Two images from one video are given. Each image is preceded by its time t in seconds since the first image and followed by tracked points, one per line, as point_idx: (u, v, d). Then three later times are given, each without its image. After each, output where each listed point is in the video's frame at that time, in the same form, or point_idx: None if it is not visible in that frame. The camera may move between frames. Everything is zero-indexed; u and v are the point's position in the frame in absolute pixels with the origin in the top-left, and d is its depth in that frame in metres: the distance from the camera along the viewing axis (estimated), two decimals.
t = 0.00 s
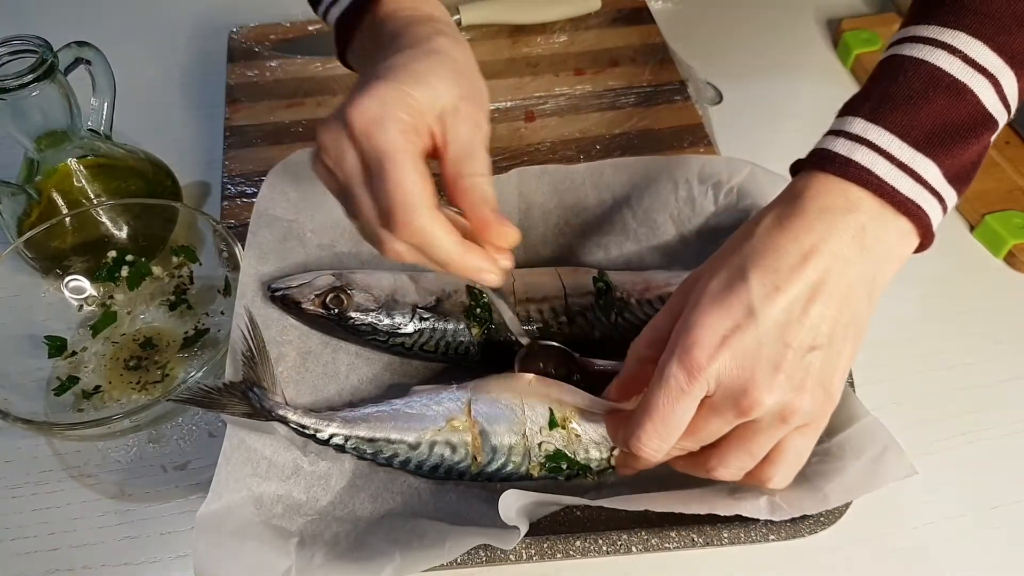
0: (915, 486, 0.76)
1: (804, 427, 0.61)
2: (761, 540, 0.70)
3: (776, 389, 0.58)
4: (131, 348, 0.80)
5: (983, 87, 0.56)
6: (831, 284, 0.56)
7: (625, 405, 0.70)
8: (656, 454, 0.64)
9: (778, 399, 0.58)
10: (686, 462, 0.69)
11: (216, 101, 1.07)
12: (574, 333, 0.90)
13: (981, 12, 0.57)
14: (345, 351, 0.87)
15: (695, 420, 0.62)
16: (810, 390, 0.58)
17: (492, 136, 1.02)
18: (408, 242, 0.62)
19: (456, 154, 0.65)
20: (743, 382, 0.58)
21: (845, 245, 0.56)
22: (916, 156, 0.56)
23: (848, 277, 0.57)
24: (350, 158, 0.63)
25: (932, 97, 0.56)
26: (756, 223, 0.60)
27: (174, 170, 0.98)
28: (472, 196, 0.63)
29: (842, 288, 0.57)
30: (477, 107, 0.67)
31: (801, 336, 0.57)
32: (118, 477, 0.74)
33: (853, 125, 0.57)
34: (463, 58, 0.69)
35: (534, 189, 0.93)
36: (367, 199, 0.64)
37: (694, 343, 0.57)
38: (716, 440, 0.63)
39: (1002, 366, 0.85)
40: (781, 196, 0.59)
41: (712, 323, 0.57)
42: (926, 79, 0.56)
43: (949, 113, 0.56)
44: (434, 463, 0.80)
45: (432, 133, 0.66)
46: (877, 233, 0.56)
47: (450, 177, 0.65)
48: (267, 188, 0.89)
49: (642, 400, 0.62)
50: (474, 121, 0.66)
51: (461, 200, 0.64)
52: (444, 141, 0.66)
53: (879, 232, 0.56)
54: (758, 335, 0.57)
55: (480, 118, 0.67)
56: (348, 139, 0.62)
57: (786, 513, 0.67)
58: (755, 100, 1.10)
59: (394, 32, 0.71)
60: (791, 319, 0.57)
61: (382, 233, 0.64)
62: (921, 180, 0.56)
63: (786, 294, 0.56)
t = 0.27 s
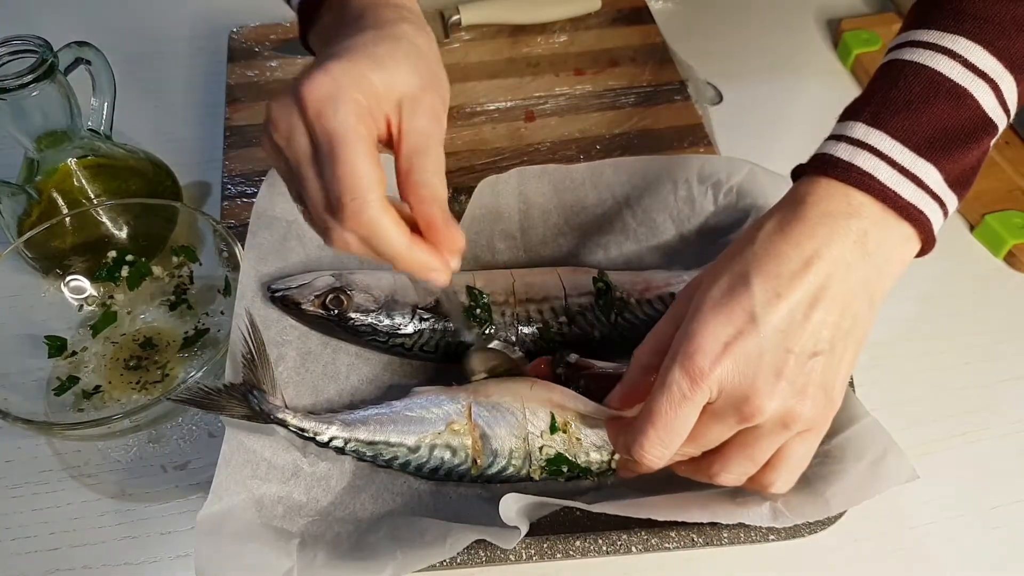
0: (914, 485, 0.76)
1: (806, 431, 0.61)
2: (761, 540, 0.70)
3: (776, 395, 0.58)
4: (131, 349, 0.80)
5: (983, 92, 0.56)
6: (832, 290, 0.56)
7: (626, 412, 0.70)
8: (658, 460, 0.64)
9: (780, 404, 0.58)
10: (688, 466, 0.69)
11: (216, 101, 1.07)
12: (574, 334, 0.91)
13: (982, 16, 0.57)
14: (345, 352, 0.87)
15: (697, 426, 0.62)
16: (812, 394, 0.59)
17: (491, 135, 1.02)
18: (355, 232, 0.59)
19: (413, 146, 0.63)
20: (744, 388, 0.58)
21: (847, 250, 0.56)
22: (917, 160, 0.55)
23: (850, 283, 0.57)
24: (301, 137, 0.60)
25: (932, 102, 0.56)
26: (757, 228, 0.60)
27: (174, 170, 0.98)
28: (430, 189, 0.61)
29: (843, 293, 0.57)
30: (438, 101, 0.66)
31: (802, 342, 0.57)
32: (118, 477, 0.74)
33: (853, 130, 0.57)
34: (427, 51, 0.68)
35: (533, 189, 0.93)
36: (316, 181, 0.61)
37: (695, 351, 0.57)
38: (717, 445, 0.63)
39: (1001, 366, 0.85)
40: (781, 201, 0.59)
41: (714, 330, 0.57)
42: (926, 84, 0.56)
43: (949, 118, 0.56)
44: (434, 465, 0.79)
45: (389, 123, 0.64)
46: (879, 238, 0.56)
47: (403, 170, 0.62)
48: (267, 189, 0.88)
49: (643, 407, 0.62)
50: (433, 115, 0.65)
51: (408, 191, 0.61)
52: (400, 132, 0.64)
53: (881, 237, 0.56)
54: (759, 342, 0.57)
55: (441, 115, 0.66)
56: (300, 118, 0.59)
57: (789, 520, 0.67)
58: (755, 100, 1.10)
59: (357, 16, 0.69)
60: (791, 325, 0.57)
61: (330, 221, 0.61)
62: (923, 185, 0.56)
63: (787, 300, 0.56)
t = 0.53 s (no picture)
0: (914, 485, 0.76)
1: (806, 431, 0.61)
2: (763, 539, 0.70)
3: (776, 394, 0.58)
4: (132, 349, 0.80)
5: (981, 93, 0.56)
6: (831, 291, 0.57)
7: (627, 415, 0.70)
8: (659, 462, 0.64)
9: (779, 404, 0.58)
10: (689, 468, 0.69)
11: (217, 101, 1.07)
12: (574, 334, 0.91)
13: (981, 16, 0.57)
14: (345, 354, 0.87)
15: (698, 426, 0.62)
16: (811, 394, 0.59)
17: (492, 136, 1.02)
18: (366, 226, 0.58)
19: (423, 145, 0.61)
20: (744, 388, 0.58)
21: (846, 250, 0.56)
22: (916, 160, 0.56)
23: (849, 283, 0.57)
24: (314, 130, 0.59)
25: (931, 102, 0.56)
26: (756, 229, 0.60)
27: (175, 171, 0.98)
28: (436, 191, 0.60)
29: (842, 294, 0.57)
30: (449, 103, 0.64)
31: (801, 342, 0.57)
32: (119, 477, 0.74)
33: (852, 131, 0.57)
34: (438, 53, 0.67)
35: (533, 190, 0.93)
36: (325, 173, 0.59)
37: (695, 351, 0.57)
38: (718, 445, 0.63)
39: (1001, 366, 0.85)
40: (780, 203, 0.59)
41: (714, 331, 0.57)
42: (925, 85, 0.56)
43: (948, 119, 0.56)
44: (436, 467, 0.79)
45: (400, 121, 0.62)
46: (877, 238, 0.56)
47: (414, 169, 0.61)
48: (266, 191, 0.89)
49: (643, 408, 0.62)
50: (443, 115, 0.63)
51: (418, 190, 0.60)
52: (411, 130, 0.62)
53: (880, 237, 0.56)
54: (759, 342, 0.57)
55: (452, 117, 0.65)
56: (314, 107, 0.58)
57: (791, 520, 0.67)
58: (755, 100, 1.10)
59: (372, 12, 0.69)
60: (791, 325, 0.57)
61: (336, 214, 0.59)
62: (922, 185, 0.56)
63: (786, 300, 0.56)
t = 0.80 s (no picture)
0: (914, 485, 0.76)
1: (810, 428, 0.61)
2: (765, 538, 0.71)
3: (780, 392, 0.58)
4: (131, 349, 0.80)
5: (982, 90, 0.56)
6: (833, 288, 0.56)
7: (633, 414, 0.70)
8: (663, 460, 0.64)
9: (782, 402, 0.58)
10: (691, 467, 0.69)
11: (216, 101, 1.07)
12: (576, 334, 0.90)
13: (979, 15, 0.57)
14: (343, 356, 0.87)
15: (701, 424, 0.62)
16: (814, 391, 0.58)
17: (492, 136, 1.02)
18: (475, 258, 0.60)
19: (516, 160, 0.63)
20: (746, 386, 0.58)
21: (848, 247, 0.56)
22: (916, 158, 0.56)
23: (849, 280, 0.57)
24: (408, 170, 0.60)
25: (931, 100, 0.56)
26: (756, 228, 0.60)
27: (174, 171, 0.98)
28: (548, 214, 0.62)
29: (843, 292, 0.57)
30: (530, 110, 0.64)
31: (804, 339, 0.57)
32: (118, 477, 0.74)
33: (853, 129, 0.57)
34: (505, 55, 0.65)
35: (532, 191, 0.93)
36: (431, 215, 0.61)
37: (700, 349, 0.57)
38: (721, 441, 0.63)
39: (1001, 366, 0.85)
40: (781, 201, 0.59)
41: (717, 329, 0.57)
42: (926, 83, 0.56)
43: (949, 116, 0.56)
44: (436, 468, 0.79)
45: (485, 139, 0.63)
46: (879, 237, 0.56)
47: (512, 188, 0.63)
48: (264, 192, 0.89)
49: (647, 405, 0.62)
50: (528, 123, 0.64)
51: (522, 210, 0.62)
52: (498, 147, 0.63)
53: (881, 235, 0.56)
54: (763, 339, 0.57)
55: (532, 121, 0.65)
56: (407, 152, 0.59)
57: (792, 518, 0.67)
58: (755, 100, 1.10)
59: (429, 27, 0.67)
60: (795, 323, 0.57)
61: (448, 249, 0.62)
62: (922, 183, 0.56)
63: (789, 298, 0.56)
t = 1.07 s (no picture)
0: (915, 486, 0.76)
1: (813, 423, 0.61)
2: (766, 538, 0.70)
3: (783, 386, 0.58)
4: (131, 350, 0.80)
5: (980, 90, 0.56)
6: (835, 284, 0.56)
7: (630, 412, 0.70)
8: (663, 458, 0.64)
9: (785, 397, 0.58)
10: (694, 466, 0.69)
11: (216, 101, 1.07)
12: (573, 335, 0.91)
13: (979, 14, 0.57)
14: (344, 356, 0.87)
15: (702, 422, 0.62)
16: (816, 385, 0.59)
17: (492, 136, 1.02)
18: (361, 269, 0.58)
19: (415, 169, 0.61)
20: (749, 382, 0.58)
21: (849, 241, 0.56)
22: (914, 155, 0.56)
23: (851, 276, 0.57)
24: (304, 177, 0.59)
25: (930, 99, 0.56)
26: (756, 225, 0.60)
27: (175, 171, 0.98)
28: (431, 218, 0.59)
29: (844, 287, 0.57)
30: (439, 125, 0.63)
31: (806, 335, 0.57)
32: (118, 477, 0.74)
33: (851, 127, 0.57)
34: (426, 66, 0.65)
35: (531, 191, 0.93)
36: (317, 216, 0.60)
37: (700, 346, 0.57)
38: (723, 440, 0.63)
39: (1001, 366, 0.85)
40: (779, 199, 0.59)
41: (719, 326, 0.57)
42: (924, 82, 0.56)
43: (946, 116, 0.56)
44: (437, 470, 0.79)
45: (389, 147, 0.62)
46: (878, 235, 0.56)
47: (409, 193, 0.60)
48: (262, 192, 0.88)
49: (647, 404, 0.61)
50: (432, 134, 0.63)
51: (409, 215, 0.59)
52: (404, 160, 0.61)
53: (880, 232, 0.56)
54: (765, 334, 0.57)
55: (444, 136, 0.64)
56: (302, 157, 0.58)
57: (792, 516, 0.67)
58: (755, 100, 1.10)
59: (361, 33, 0.67)
60: (796, 318, 0.57)
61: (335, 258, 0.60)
62: (920, 180, 0.56)
63: (790, 294, 0.56)
